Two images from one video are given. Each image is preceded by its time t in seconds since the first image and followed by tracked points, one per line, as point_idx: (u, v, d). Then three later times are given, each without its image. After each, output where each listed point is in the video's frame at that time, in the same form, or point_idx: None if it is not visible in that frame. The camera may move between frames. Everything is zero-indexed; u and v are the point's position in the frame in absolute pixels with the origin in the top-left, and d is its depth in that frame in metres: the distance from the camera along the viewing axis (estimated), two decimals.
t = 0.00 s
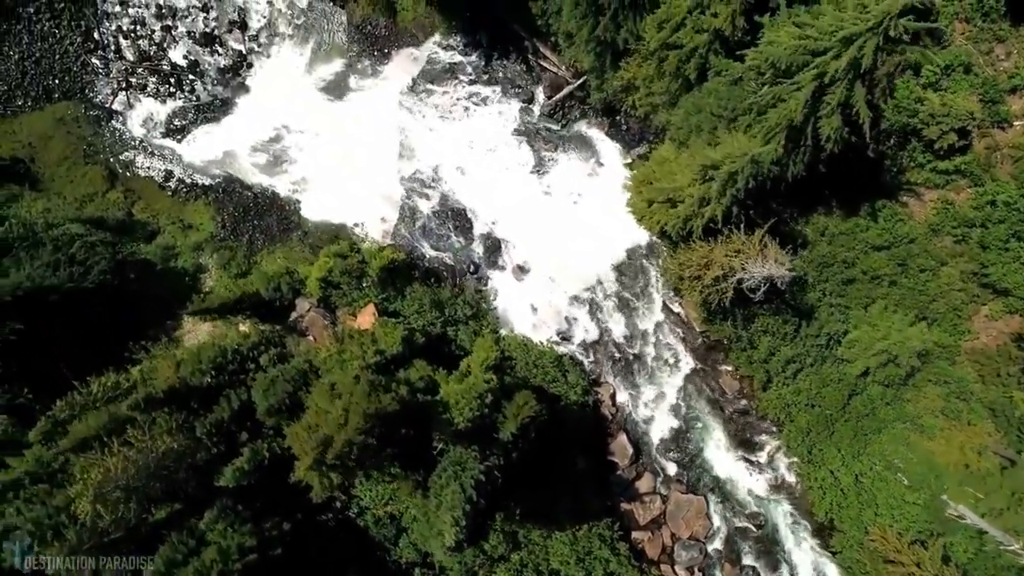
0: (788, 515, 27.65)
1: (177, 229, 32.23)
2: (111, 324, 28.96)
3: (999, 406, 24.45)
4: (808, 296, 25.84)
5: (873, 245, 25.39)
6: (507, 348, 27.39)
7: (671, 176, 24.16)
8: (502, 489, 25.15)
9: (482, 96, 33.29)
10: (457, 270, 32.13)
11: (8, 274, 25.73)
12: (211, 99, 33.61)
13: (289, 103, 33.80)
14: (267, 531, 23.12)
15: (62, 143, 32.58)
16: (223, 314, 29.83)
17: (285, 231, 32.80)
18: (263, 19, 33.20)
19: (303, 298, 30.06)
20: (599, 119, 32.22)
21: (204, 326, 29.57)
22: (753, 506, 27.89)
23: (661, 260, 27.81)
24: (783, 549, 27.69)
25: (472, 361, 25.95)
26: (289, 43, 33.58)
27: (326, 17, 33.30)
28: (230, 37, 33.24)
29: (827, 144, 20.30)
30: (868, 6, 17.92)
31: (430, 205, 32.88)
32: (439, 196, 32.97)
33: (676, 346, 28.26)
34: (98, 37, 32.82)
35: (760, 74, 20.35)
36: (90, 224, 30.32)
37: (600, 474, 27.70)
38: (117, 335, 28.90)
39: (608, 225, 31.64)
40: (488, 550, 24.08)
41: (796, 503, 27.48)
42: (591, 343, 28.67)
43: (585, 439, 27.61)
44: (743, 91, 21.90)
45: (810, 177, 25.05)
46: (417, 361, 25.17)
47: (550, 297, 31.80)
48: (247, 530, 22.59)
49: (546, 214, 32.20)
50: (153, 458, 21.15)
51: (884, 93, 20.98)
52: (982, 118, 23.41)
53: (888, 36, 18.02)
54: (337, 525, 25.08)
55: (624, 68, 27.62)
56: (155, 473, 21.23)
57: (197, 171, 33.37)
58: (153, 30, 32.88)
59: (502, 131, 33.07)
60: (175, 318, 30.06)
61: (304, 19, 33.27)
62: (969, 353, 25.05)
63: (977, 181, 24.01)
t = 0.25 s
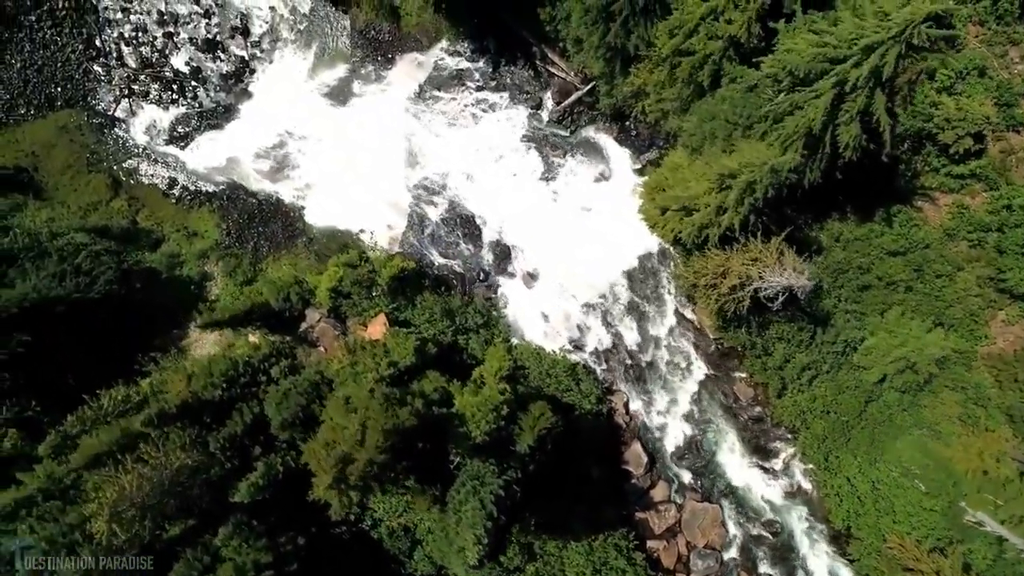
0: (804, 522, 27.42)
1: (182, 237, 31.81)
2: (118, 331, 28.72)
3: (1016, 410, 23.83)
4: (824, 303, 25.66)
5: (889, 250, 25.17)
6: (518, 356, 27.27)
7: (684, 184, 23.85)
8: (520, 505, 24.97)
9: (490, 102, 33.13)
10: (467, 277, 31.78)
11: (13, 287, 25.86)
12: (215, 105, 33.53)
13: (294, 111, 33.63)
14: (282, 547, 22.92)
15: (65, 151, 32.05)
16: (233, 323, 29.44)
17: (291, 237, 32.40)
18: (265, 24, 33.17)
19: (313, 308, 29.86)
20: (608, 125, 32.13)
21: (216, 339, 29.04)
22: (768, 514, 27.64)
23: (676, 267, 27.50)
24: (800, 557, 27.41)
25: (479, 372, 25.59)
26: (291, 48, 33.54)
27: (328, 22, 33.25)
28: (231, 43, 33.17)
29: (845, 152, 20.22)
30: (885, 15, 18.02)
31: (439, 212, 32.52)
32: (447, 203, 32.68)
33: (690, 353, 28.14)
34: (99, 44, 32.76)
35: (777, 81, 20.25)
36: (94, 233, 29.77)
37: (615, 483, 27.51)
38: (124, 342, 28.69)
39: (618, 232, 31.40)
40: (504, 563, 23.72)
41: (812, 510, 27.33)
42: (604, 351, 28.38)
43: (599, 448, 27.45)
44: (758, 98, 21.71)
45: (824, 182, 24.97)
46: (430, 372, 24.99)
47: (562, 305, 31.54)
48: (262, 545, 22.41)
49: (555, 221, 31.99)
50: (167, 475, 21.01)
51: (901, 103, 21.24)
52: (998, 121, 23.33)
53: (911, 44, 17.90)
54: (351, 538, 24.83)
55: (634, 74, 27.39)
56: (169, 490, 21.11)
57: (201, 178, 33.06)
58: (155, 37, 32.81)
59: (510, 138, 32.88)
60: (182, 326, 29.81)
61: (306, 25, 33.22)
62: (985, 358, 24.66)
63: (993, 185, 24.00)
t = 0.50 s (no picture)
0: (818, 529, 27.24)
1: (186, 244, 31.74)
2: (124, 338, 29.06)
3: None
4: (838, 309, 25.57)
5: (903, 255, 25.02)
6: (529, 364, 27.22)
7: (694, 190, 24.03)
8: (536, 517, 24.81)
9: (497, 108, 32.94)
10: (476, 283, 31.67)
11: (20, 296, 25.87)
12: (218, 111, 33.23)
13: (300, 117, 33.42)
14: (296, 559, 22.78)
15: (69, 158, 32.09)
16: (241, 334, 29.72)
17: (296, 243, 32.18)
18: (267, 29, 33.09)
19: (322, 316, 29.62)
20: (616, 130, 32.04)
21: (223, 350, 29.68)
22: (783, 521, 27.46)
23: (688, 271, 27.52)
24: (815, 563, 27.19)
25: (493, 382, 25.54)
26: (293, 53, 33.47)
27: (331, 26, 33.42)
28: (234, 48, 33.00)
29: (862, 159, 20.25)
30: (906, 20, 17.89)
31: (447, 218, 32.24)
32: (455, 209, 32.38)
33: (703, 359, 28.01)
34: (101, 51, 32.50)
35: (793, 87, 20.17)
36: (99, 241, 30.17)
37: (628, 490, 27.30)
38: (129, 349, 29.14)
39: (627, 236, 31.15)
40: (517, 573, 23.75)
41: (826, 516, 27.21)
42: (616, 358, 28.23)
43: (613, 456, 27.24)
44: (772, 104, 21.50)
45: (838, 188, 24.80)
46: (442, 382, 24.79)
47: (571, 311, 31.17)
48: (276, 558, 22.28)
49: (563, 226, 31.79)
50: (180, 490, 20.85)
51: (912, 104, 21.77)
52: (1012, 124, 23.13)
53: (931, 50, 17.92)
54: (364, 549, 24.63)
55: (643, 79, 27.20)
56: (182, 504, 20.96)
57: (204, 185, 32.83)
58: (157, 43, 32.55)
59: (518, 143, 32.66)
60: (188, 335, 30.22)
61: (308, 28, 33.29)
62: (1001, 362, 24.32)
63: (1006, 189, 23.84)
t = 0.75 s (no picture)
0: (835, 535, 27.08)
1: (190, 252, 31.60)
2: (129, 348, 28.96)
3: None
4: (854, 314, 25.39)
5: (919, 260, 24.86)
6: (542, 372, 27.09)
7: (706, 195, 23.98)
8: (558, 531, 24.75)
9: (505, 113, 32.74)
10: (486, 292, 31.13)
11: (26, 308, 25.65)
12: (220, 117, 33.02)
13: (305, 124, 33.18)
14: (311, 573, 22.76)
15: (72, 167, 31.91)
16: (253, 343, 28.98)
17: (302, 251, 32.05)
18: (269, 35, 33.05)
19: (332, 326, 29.33)
20: (626, 134, 31.81)
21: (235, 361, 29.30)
22: (800, 529, 27.26)
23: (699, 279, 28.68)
24: (832, 571, 27.00)
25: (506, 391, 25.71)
26: (296, 58, 33.35)
27: (334, 31, 33.31)
28: (236, 55, 32.93)
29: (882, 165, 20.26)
30: (932, 26, 18.08)
31: (455, 225, 32.02)
32: (463, 215, 32.16)
33: (717, 366, 28.22)
34: (103, 58, 32.50)
35: (811, 93, 20.19)
36: (105, 250, 29.83)
37: (643, 499, 27.11)
38: (135, 360, 29.08)
39: (639, 239, 30.56)
40: None
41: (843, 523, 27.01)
42: (629, 365, 28.84)
43: (627, 464, 27.06)
44: (787, 110, 21.23)
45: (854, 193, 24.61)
46: (456, 393, 24.52)
47: (581, 317, 30.09)
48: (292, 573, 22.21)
49: (573, 231, 31.39)
50: (195, 506, 20.78)
51: (931, 110, 21.57)
52: None
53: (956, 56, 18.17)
54: (379, 561, 24.45)
55: (653, 84, 27.01)
56: (197, 520, 20.90)
57: (208, 192, 32.67)
58: (159, 49, 32.60)
59: (526, 149, 32.46)
60: (193, 344, 30.18)
61: (310, 34, 33.25)
62: (1019, 367, 23.92)
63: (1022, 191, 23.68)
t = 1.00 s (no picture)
0: (850, 540, 26.93)
1: (195, 259, 31.50)
2: (135, 356, 28.77)
3: None
4: (869, 319, 25.19)
5: (934, 263, 24.70)
6: (553, 380, 27.12)
7: (717, 200, 23.94)
8: (579, 543, 24.79)
9: (512, 118, 32.56)
10: (495, 298, 31.02)
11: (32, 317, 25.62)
12: (223, 122, 32.88)
13: (310, 130, 33.06)
14: None
15: (75, 173, 31.73)
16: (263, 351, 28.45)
17: (306, 256, 31.97)
18: (271, 40, 32.71)
19: (342, 334, 29.13)
20: (633, 137, 31.56)
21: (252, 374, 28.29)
22: (814, 533, 27.16)
23: (711, 284, 28.31)
24: None
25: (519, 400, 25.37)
26: (299, 63, 33.04)
27: (337, 34, 32.83)
28: (238, 60, 32.67)
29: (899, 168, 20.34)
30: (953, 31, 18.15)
31: (463, 231, 31.85)
32: (471, 221, 31.98)
33: (729, 371, 28.06)
34: (105, 65, 32.26)
35: (827, 98, 20.19)
36: (108, 257, 30.00)
37: (655, 505, 26.89)
38: (141, 368, 28.84)
39: (648, 243, 30.35)
40: None
41: (858, 527, 26.86)
42: (640, 371, 28.74)
43: (639, 471, 26.77)
44: (801, 115, 20.99)
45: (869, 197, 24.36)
46: (468, 402, 24.32)
47: (591, 322, 29.92)
48: None
49: (581, 235, 31.22)
50: (208, 519, 20.79)
51: (950, 115, 21.98)
52: None
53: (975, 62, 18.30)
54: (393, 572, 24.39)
55: (662, 88, 26.83)
56: (211, 534, 20.91)
57: (212, 199, 32.54)
58: (160, 55, 32.33)
59: (533, 154, 32.31)
60: (199, 351, 29.99)
61: (313, 38, 32.82)
62: None
63: None
